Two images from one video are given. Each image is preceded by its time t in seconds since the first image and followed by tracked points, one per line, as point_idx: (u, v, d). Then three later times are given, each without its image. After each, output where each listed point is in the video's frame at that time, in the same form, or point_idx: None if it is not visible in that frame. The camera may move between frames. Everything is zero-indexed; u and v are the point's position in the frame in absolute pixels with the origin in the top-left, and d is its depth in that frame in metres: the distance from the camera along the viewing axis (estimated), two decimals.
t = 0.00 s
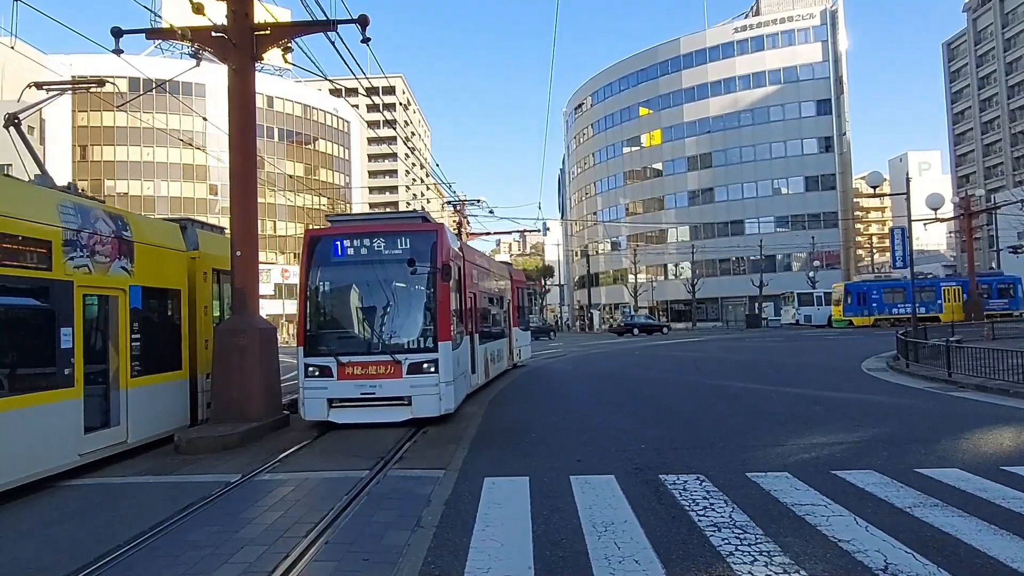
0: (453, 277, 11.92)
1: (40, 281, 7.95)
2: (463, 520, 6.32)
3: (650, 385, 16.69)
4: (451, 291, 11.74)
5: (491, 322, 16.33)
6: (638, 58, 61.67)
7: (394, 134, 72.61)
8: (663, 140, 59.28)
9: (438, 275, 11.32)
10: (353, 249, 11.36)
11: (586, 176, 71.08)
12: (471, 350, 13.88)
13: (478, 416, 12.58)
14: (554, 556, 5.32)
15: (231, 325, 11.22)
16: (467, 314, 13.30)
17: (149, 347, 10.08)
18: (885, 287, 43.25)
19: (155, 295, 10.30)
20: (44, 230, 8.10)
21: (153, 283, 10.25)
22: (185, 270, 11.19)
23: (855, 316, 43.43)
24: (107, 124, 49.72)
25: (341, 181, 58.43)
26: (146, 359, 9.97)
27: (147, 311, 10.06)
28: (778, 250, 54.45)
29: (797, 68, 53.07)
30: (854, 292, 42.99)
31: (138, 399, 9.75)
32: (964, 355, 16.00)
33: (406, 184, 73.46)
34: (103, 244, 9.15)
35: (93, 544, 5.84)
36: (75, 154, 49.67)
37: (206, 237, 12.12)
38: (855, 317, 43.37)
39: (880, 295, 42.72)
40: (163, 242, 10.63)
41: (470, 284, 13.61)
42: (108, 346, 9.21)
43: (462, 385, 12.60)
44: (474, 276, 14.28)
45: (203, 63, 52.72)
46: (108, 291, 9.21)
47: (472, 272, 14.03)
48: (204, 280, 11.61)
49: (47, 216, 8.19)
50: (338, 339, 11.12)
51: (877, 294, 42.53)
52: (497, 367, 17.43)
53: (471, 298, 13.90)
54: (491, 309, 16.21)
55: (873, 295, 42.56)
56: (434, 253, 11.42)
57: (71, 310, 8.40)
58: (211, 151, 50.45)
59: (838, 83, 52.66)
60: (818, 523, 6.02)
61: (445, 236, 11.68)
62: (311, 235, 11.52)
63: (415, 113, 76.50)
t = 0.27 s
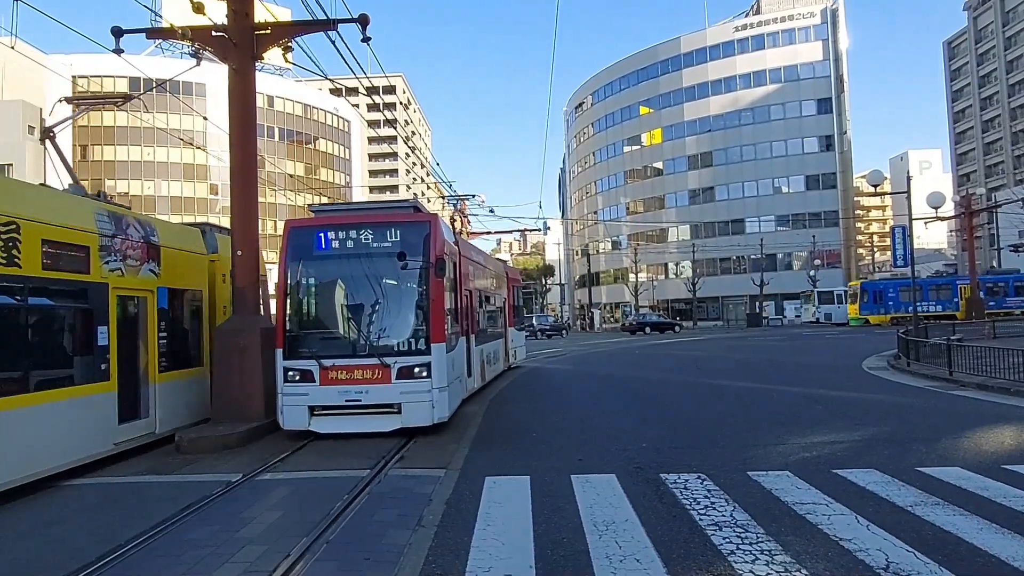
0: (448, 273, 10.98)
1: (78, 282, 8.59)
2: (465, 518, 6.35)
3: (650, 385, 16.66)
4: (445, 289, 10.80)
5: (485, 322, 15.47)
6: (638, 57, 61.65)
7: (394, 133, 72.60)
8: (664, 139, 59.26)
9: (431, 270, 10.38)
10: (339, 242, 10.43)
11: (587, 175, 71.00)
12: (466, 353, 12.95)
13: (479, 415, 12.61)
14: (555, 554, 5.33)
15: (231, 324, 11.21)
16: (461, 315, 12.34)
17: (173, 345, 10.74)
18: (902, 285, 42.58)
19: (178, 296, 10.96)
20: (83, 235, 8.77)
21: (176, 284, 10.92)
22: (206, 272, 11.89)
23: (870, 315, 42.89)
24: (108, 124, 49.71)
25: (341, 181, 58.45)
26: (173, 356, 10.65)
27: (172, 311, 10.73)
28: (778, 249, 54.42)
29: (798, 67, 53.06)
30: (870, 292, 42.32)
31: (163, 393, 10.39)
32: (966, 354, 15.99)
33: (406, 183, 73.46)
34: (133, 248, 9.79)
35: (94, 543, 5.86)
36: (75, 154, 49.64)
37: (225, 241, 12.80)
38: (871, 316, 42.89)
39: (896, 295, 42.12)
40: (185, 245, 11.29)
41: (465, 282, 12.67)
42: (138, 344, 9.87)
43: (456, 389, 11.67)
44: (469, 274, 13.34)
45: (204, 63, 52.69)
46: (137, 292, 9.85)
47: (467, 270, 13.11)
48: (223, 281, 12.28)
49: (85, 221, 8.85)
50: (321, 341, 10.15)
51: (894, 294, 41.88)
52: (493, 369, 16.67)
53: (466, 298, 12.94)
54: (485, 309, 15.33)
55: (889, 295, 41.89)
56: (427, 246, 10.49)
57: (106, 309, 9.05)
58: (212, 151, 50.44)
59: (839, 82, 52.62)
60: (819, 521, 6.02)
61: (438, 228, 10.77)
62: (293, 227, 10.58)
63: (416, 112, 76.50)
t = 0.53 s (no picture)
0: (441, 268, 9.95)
1: (114, 285, 9.30)
2: (466, 518, 6.35)
3: (650, 385, 16.65)
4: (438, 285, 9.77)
5: (482, 321, 14.48)
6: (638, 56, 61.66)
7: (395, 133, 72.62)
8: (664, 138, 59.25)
9: (422, 265, 9.36)
10: (320, 234, 9.40)
11: (588, 174, 70.97)
12: (461, 354, 11.89)
13: (480, 415, 12.62)
14: (556, 554, 5.33)
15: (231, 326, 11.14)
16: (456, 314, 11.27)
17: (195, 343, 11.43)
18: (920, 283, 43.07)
19: (201, 296, 11.69)
20: (117, 241, 9.47)
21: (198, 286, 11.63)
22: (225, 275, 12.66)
23: (888, 313, 43.15)
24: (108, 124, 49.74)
25: (342, 180, 58.49)
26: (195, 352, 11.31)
27: (196, 310, 11.44)
28: (779, 248, 54.39)
29: (799, 66, 53.04)
30: (888, 289, 42.62)
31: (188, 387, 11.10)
32: (966, 353, 15.97)
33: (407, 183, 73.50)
34: (162, 253, 10.50)
35: (95, 544, 5.86)
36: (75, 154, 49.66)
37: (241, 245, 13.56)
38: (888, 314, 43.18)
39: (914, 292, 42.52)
40: (202, 250, 11.97)
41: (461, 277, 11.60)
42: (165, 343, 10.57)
43: (451, 396, 10.63)
44: (465, 269, 12.29)
45: (204, 63, 52.73)
46: (165, 293, 10.57)
47: (462, 265, 12.06)
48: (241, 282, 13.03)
49: (119, 229, 9.56)
50: (300, 344, 9.13)
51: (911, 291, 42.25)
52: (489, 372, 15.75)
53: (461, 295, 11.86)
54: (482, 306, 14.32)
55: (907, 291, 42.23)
56: (418, 239, 9.46)
57: (138, 310, 9.77)
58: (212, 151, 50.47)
59: (839, 81, 52.60)
60: (820, 521, 6.02)
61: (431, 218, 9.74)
62: (270, 217, 9.55)
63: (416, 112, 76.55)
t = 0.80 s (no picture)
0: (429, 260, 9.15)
1: (148, 288, 9.99)
2: (466, 518, 6.36)
3: (650, 384, 16.62)
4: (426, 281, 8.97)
5: (475, 323, 13.65)
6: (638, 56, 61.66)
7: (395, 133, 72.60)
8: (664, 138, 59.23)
9: (409, 259, 8.53)
10: (297, 224, 8.56)
11: (588, 174, 70.98)
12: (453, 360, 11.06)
13: (481, 414, 12.62)
14: (556, 554, 5.33)
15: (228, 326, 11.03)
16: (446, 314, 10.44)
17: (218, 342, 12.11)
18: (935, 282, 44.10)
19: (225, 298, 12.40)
20: (151, 248, 10.14)
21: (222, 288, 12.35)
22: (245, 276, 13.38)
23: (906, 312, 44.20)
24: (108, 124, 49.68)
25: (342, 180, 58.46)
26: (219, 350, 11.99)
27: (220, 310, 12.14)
28: (779, 247, 54.35)
29: (799, 66, 53.05)
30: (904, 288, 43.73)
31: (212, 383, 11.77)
32: (967, 352, 15.96)
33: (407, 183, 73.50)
34: (188, 257, 11.20)
35: (96, 544, 5.86)
36: (75, 154, 49.61)
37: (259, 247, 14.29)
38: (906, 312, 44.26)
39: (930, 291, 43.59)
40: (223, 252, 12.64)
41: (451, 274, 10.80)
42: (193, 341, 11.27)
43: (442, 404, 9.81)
44: (456, 265, 11.50)
45: (204, 63, 52.70)
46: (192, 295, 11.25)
47: (453, 259, 11.24)
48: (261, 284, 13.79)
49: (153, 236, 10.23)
50: (275, 347, 8.30)
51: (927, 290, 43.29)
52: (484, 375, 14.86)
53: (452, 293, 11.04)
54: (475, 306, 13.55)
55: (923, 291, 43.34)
56: (404, 230, 8.65)
57: (168, 311, 10.45)
58: (212, 151, 50.44)
59: (839, 81, 52.61)
60: (820, 520, 6.02)
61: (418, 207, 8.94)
62: (241, 206, 8.72)
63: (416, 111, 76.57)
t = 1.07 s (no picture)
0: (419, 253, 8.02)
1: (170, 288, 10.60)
2: (467, 517, 6.36)
3: (650, 384, 16.59)
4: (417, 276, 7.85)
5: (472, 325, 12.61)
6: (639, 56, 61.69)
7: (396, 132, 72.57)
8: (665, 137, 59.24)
9: (396, 250, 7.38)
10: (268, 212, 7.41)
11: (589, 173, 71.02)
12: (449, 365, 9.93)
13: (482, 414, 12.62)
14: (557, 554, 5.34)
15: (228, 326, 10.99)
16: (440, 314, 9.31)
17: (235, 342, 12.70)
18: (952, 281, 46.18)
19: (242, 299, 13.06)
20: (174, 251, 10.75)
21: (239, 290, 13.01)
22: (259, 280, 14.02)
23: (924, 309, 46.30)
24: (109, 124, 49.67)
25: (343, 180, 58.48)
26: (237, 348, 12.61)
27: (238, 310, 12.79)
28: (780, 247, 54.34)
29: (799, 65, 53.07)
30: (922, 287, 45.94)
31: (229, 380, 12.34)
32: (967, 351, 15.95)
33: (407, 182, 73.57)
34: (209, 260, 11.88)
35: (95, 544, 5.84)
36: (76, 154, 49.63)
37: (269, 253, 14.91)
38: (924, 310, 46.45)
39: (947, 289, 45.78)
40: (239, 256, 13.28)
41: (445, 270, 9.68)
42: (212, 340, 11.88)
43: (437, 414, 8.78)
44: (451, 260, 10.40)
45: (205, 63, 52.71)
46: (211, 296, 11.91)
47: (448, 254, 10.12)
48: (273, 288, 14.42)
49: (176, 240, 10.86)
50: (243, 353, 7.16)
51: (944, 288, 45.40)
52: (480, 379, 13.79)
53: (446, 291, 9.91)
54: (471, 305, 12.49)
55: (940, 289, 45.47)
56: (391, 218, 7.51)
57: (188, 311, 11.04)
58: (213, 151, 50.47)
59: (840, 80, 52.61)
60: (821, 519, 6.03)
61: (406, 191, 7.81)
62: (205, 191, 7.56)
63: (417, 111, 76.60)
